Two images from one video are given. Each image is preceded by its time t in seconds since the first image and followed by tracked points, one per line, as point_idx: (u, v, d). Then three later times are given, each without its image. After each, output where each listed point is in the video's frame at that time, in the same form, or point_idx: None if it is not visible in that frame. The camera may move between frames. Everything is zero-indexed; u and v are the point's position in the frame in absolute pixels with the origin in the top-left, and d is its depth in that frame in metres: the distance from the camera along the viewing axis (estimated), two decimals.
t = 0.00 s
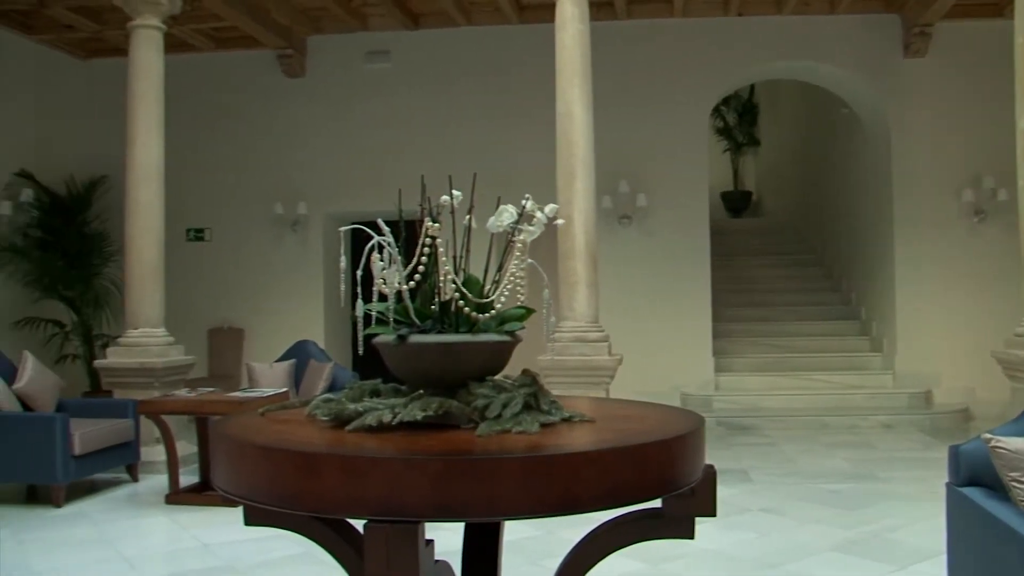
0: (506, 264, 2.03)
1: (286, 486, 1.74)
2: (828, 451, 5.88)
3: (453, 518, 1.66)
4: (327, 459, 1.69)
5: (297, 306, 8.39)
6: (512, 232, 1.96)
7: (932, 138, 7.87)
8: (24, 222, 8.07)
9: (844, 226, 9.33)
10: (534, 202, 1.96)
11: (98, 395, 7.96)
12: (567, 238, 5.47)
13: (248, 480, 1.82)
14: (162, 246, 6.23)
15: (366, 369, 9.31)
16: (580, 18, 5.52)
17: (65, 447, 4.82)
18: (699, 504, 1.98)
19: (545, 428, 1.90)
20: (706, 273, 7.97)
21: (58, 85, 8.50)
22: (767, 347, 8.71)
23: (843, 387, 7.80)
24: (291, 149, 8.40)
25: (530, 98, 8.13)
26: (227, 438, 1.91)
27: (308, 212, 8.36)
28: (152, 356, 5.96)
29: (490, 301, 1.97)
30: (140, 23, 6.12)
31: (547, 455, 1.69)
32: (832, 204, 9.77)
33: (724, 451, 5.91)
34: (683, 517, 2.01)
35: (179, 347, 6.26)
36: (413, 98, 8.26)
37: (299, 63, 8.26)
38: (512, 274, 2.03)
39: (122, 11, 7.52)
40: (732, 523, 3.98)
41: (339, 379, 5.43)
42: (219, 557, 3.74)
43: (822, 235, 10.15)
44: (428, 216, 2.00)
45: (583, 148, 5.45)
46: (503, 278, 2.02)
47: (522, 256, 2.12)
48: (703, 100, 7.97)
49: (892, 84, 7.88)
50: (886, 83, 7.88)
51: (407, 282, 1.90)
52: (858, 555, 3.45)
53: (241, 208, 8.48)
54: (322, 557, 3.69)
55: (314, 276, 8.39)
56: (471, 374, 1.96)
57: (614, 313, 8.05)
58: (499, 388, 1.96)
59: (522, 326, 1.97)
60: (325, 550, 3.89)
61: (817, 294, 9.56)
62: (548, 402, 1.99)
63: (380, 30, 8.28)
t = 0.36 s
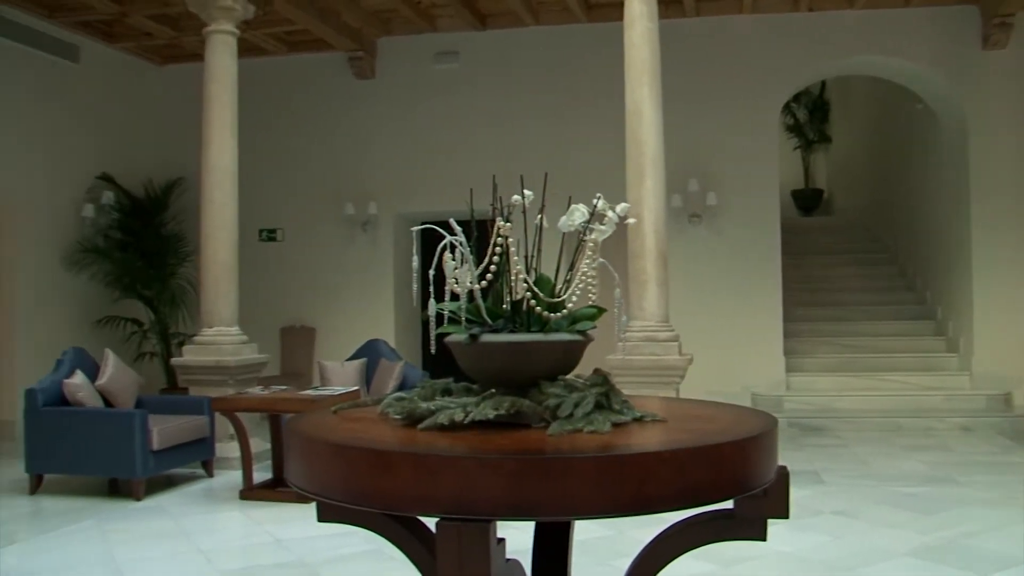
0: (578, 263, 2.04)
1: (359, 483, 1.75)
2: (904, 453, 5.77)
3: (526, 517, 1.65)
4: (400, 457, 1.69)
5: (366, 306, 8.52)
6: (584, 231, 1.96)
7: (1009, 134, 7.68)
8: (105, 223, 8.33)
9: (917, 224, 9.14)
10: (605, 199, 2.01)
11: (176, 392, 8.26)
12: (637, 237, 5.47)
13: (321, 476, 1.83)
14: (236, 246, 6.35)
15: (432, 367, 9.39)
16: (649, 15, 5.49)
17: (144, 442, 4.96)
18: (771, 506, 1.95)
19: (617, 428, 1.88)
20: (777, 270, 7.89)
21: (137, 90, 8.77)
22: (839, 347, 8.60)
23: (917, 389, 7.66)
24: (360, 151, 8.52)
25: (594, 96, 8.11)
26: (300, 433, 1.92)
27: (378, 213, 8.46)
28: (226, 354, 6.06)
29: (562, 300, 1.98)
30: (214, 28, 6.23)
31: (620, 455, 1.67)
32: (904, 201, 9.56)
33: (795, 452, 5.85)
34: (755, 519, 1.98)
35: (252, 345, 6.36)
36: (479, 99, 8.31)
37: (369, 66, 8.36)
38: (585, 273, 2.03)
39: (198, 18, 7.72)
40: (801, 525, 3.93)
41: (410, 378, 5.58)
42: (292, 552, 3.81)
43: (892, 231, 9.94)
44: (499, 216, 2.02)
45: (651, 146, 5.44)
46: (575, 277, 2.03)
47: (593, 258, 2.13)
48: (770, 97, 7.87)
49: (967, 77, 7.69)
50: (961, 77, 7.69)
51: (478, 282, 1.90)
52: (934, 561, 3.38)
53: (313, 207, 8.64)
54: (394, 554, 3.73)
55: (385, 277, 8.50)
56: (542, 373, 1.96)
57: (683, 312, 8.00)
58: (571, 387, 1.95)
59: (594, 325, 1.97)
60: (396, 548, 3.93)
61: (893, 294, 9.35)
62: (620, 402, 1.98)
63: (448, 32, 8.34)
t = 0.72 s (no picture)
0: (654, 262, 2.04)
1: (434, 479, 1.75)
2: (983, 457, 5.63)
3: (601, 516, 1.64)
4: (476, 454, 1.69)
5: (438, 305, 8.63)
6: (660, 229, 1.97)
7: None
8: (186, 225, 8.65)
9: (998, 221, 8.88)
10: (682, 198, 2.01)
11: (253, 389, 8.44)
12: (710, 235, 5.45)
13: (395, 472, 1.83)
14: (312, 245, 6.46)
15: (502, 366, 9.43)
16: (723, 10, 5.47)
17: (224, 437, 5.07)
18: (851, 508, 1.90)
19: (693, 428, 1.86)
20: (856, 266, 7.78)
21: (216, 93, 9.06)
22: (916, 347, 8.36)
23: (999, 390, 7.37)
24: (430, 152, 8.67)
25: (661, 94, 8.09)
26: (376, 430, 1.93)
27: (452, 212, 8.56)
28: (303, 352, 6.16)
29: (638, 299, 1.97)
30: (291, 31, 6.33)
31: (696, 455, 1.65)
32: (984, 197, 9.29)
33: (869, 453, 5.77)
34: (833, 521, 1.94)
35: (328, 344, 6.45)
36: (547, 99, 8.36)
37: (442, 66, 8.48)
38: (661, 272, 2.03)
39: (275, 23, 7.94)
40: (880, 530, 3.87)
41: (483, 376, 5.64)
42: (368, 548, 3.88)
43: (972, 227, 9.67)
44: (575, 215, 2.03)
45: (726, 143, 5.39)
46: (651, 277, 2.03)
47: (669, 259, 2.12)
48: (843, 92, 7.74)
49: None
50: None
51: (554, 281, 1.90)
52: (1019, 569, 3.31)
53: (386, 208, 8.80)
54: (468, 552, 3.76)
55: (456, 276, 8.59)
56: (618, 372, 1.95)
57: (759, 311, 7.95)
58: (646, 386, 1.94)
59: (670, 324, 1.96)
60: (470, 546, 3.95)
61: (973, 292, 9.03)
62: (696, 402, 1.97)
63: (519, 32, 8.40)
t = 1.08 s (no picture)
0: (722, 261, 2.04)
1: (500, 478, 1.73)
2: None
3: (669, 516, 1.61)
4: (543, 454, 1.67)
5: (503, 305, 8.70)
6: (728, 229, 1.99)
7: None
8: (256, 224, 8.83)
9: None
10: (750, 196, 2.00)
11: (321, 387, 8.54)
12: (777, 235, 5.37)
13: (462, 470, 1.81)
14: (379, 243, 6.53)
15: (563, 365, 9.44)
16: (790, 7, 5.42)
17: (292, 434, 5.14)
18: (923, 512, 1.87)
19: (762, 428, 1.84)
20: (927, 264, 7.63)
21: (284, 95, 9.24)
22: (992, 347, 8.12)
23: None
24: (494, 151, 8.74)
25: (721, 91, 8.04)
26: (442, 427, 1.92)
27: (518, 212, 8.63)
28: (369, 351, 6.25)
29: (707, 298, 1.96)
30: (357, 33, 6.41)
31: (767, 455, 1.61)
32: None
33: (940, 456, 5.66)
34: (906, 525, 1.91)
35: (394, 343, 6.53)
36: (610, 97, 8.38)
37: (507, 66, 8.55)
38: (729, 271, 2.03)
39: (342, 25, 8.09)
40: (951, 534, 3.81)
41: (550, 377, 5.59)
42: (434, 546, 3.94)
43: None
44: (643, 213, 2.02)
45: (793, 140, 5.35)
46: (720, 276, 2.02)
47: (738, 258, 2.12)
48: (908, 87, 7.60)
49: None
50: None
51: (622, 280, 1.89)
52: None
53: (451, 208, 8.91)
54: (530, 550, 3.82)
55: (521, 275, 8.64)
56: (686, 371, 1.94)
57: (827, 312, 7.85)
58: (714, 386, 1.92)
59: (739, 323, 1.95)
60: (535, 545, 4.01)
61: None
62: (764, 402, 1.95)
63: (583, 30, 8.42)
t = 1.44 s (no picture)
0: (791, 259, 2.01)
1: (558, 477, 1.68)
2: None
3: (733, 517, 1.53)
4: (603, 450, 1.61)
5: (568, 304, 8.73)
6: (797, 227, 1.95)
7: None
8: (323, 224, 8.98)
9: None
10: (820, 193, 1.97)
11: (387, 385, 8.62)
12: (846, 233, 5.30)
13: (521, 469, 1.77)
14: (446, 242, 6.59)
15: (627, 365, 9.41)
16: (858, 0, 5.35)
17: (359, 432, 5.22)
18: (1003, 517, 1.82)
19: (832, 428, 1.80)
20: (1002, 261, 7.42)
21: (350, 96, 9.38)
22: None
23: None
24: (559, 151, 8.77)
25: (784, 87, 7.97)
26: (503, 427, 1.89)
27: (583, 211, 8.65)
28: (436, 350, 6.31)
29: (776, 297, 1.94)
30: (423, 34, 6.48)
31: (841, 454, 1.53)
32: None
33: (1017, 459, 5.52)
34: (982, 529, 1.87)
35: (461, 341, 6.59)
36: (673, 94, 8.35)
37: (572, 65, 8.58)
38: (799, 270, 2.00)
39: (407, 26, 8.19)
40: None
41: (615, 375, 5.64)
42: (498, 544, 3.98)
43: None
44: (711, 211, 2.01)
45: (862, 136, 5.26)
46: (789, 275, 2.00)
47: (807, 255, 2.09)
48: (976, 80, 7.43)
49: None
50: None
51: (690, 279, 1.89)
52: None
53: (516, 207, 8.97)
54: (596, 549, 3.84)
55: (585, 274, 8.66)
56: (754, 370, 1.91)
57: (896, 310, 7.73)
58: (784, 386, 1.89)
59: (809, 322, 1.92)
60: (600, 546, 4.03)
61: None
62: (834, 402, 1.91)
63: (648, 28, 8.40)
